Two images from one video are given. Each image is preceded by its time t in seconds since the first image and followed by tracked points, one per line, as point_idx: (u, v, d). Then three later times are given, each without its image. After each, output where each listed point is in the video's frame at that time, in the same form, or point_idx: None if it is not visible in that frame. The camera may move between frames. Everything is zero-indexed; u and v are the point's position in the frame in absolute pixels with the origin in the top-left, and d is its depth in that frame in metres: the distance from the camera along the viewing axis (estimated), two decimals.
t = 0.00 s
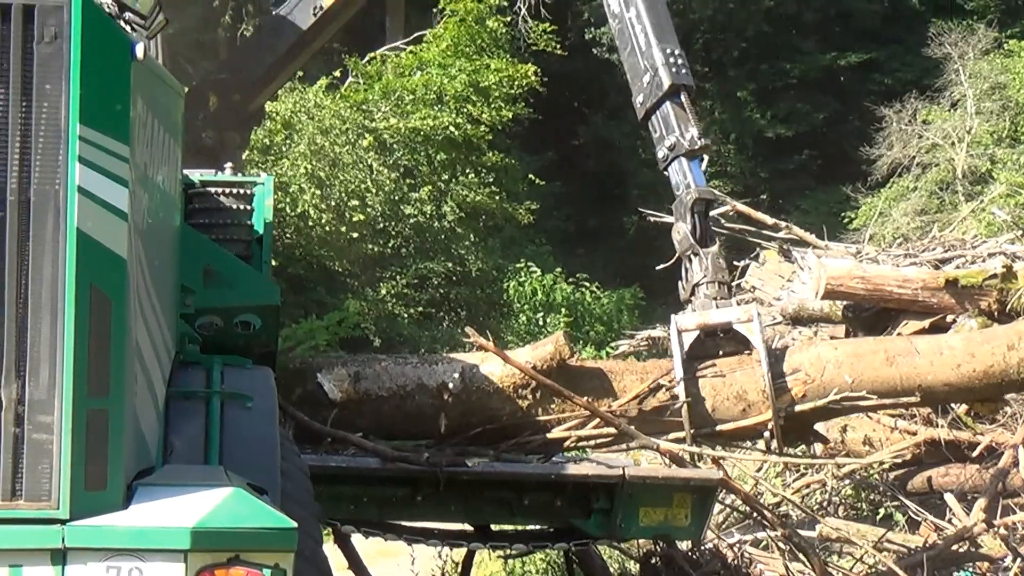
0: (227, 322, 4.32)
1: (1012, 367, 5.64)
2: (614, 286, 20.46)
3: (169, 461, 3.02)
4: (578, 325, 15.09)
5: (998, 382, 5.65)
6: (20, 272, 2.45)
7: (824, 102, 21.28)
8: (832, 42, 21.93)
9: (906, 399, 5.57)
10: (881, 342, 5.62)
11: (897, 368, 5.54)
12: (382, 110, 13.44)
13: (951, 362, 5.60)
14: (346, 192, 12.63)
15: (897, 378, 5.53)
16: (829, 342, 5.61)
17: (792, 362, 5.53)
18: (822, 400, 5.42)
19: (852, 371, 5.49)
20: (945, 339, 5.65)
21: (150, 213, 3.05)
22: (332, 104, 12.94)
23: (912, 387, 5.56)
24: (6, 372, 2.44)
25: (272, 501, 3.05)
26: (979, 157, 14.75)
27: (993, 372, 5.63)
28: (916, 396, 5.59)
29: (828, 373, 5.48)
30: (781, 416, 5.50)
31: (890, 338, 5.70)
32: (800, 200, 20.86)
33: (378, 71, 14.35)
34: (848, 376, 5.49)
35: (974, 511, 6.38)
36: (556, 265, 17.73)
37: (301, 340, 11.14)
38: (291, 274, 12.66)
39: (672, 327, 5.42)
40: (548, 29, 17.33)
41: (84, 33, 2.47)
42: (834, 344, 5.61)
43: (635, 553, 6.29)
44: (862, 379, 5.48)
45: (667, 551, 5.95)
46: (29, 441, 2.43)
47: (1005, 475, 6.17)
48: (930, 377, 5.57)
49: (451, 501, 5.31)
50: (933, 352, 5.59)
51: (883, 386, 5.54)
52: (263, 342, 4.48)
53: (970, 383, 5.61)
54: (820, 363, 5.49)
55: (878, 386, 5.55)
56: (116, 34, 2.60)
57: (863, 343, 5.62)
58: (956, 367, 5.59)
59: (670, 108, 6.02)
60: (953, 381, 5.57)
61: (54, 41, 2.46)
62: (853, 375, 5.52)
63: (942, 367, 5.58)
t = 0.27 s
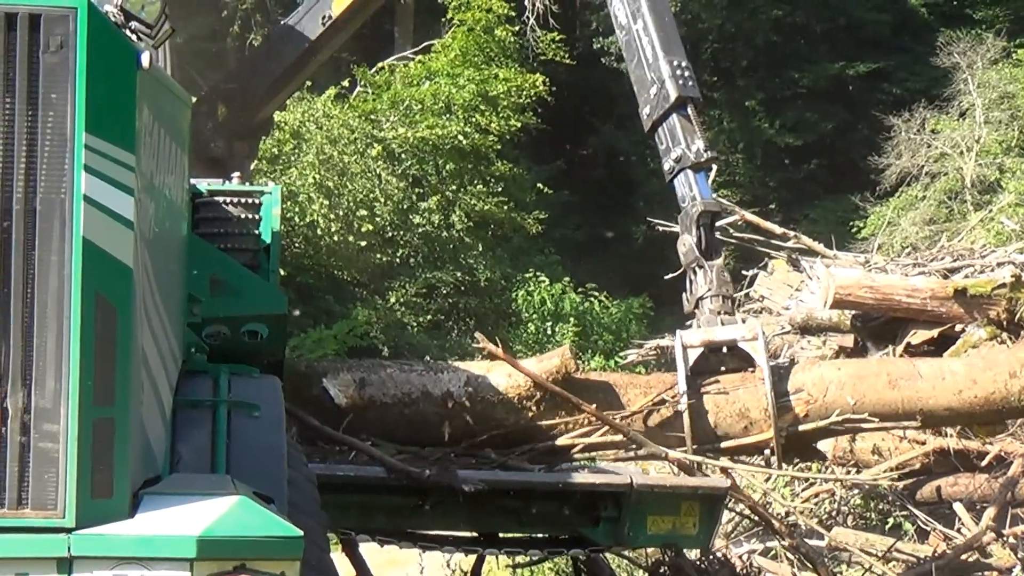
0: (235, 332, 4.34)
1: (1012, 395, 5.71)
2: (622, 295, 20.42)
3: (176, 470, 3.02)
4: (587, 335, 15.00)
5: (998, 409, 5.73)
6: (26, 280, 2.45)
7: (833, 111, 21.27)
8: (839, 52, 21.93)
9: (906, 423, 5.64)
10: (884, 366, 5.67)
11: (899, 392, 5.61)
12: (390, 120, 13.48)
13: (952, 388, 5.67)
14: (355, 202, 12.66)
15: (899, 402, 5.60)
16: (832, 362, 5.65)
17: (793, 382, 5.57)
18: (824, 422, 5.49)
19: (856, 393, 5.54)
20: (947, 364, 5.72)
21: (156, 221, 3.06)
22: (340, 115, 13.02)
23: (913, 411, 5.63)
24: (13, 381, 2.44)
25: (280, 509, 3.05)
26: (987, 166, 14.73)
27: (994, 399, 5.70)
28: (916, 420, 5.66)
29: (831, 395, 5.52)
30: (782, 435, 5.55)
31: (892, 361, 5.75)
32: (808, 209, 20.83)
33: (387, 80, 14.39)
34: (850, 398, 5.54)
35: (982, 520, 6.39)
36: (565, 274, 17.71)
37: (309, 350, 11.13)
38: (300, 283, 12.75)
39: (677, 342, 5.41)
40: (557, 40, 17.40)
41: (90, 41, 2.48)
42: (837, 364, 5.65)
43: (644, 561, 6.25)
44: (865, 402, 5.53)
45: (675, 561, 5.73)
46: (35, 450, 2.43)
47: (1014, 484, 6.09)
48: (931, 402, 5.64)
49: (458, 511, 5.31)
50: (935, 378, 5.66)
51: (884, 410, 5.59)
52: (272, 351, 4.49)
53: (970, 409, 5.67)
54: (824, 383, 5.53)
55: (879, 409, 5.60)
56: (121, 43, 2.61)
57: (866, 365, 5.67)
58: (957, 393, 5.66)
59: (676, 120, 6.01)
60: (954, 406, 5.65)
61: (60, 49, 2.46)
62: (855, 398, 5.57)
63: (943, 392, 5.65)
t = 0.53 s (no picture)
0: (247, 335, 4.35)
1: (1009, 428, 5.69)
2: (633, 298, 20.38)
3: (189, 473, 3.03)
4: (599, 339, 14.97)
5: (993, 441, 5.70)
6: (40, 284, 2.46)
7: (843, 114, 21.22)
8: (850, 54, 21.90)
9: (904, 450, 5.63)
10: (883, 393, 5.65)
11: (898, 420, 5.58)
12: (401, 123, 13.49)
13: (949, 419, 5.64)
14: (366, 206, 12.67)
15: (897, 430, 5.57)
16: (832, 386, 5.64)
17: (793, 403, 5.56)
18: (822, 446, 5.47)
19: (855, 419, 5.53)
20: (945, 395, 5.68)
21: (170, 225, 3.07)
22: (351, 118, 13.06)
23: (911, 440, 5.60)
24: (28, 384, 2.44)
25: (292, 512, 3.05)
26: (999, 168, 14.69)
27: (990, 432, 5.68)
28: (913, 448, 5.64)
29: (830, 420, 5.51)
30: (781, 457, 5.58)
31: (891, 387, 5.73)
32: (820, 212, 20.78)
33: (397, 84, 14.39)
34: (848, 424, 5.53)
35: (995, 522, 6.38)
36: (576, 277, 17.69)
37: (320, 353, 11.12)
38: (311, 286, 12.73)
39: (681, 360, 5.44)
40: (567, 42, 17.40)
41: (103, 45, 2.49)
42: (836, 389, 5.64)
43: (655, 564, 6.20)
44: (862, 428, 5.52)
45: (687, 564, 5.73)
46: (50, 452, 2.44)
47: None
48: (929, 431, 5.62)
49: (468, 516, 5.32)
50: (933, 408, 5.63)
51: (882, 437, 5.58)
52: (284, 354, 4.51)
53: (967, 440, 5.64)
54: (824, 408, 5.52)
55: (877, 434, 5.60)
56: (134, 45, 2.62)
57: (865, 391, 5.65)
58: (955, 423, 5.63)
59: (683, 131, 6.14)
60: (951, 436, 5.62)
61: (73, 53, 2.47)
62: (854, 423, 5.56)
63: (941, 422, 5.62)
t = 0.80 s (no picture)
0: (261, 339, 4.35)
1: (1009, 434, 5.66)
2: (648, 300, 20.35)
3: (204, 477, 3.03)
4: (612, 341, 14.95)
5: (994, 447, 5.68)
6: (56, 289, 2.46)
7: (856, 115, 21.17)
8: (863, 56, 21.83)
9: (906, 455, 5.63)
10: (885, 398, 5.63)
11: (900, 426, 5.57)
12: (415, 126, 13.50)
13: (951, 424, 5.63)
14: (380, 209, 12.69)
15: (899, 436, 5.56)
16: (835, 391, 5.62)
17: (795, 408, 5.54)
18: (825, 451, 5.48)
19: (857, 425, 5.53)
20: (947, 400, 5.67)
21: (184, 229, 3.07)
22: (365, 121, 13.05)
23: (912, 445, 5.60)
24: (43, 388, 2.44)
25: (307, 517, 3.04)
26: (1013, 170, 14.62)
27: (991, 437, 5.65)
28: (915, 453, 5.63)
29: (832, 425, 5.51)
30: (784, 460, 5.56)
31: (893, 392, 5.71)
32: (833, 214, 20.72)
33: (410, 87, 14.40)
34: (850, 430, 5.52)
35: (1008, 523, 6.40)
36: (589, 280, 17.67)
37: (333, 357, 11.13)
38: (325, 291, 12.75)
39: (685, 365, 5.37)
40: (580, 45, 17.41)
41: (118, 49, 2.50)
42: (839, 393, 5.62)
43: (671, 567, 6.15)
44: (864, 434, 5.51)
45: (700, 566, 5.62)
46: (65, 457, 2.44)
47: None
48: (931, 436, 5.61)
49: (488, 519, 5.30)
50: (934, 414, 5.61)
51: (883, 442, 5.58)
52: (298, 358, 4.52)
53: (968, 446, 5.62)
54: (826, 414, 5.50)
55: (879, 440, 5.59)
56: (149, 50, 2.62)
57: (867, 396, 5.64)
58: (956, 429, 5.61)
59: (687, 130, 5.98)
60: (953, 442, 5.60)
61: (89, 58, 2.48)
62: (856, 428, 5.55)
63: (943, 428, 5.61)
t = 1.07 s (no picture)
0: (272, 340, 4.37)
1: (1019, 413, 5.71)
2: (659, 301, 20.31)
3: (214, 478, 3.04)
4: (623, 342, 14.94)
5: (1004, 426, 5.73)
6: (66, 292, 2.47)
7: (867, 115, 21.11)
8: (874, 56, 21.77)
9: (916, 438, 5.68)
10: (894, 381, 5.70)
11: (909, 408, 5.63)
12: (426, 127, 13.52)
13: (960, 404, 5.68)
14: (391, 211, 12.70)
15: (908, 418, 5.62)
16: (843, 375, 5.69)
17: (803, 394, 5.61)
18: (834, 435, 5.53)
19: (866, 408, 5.58)
20: (955, 381, 5.73)
21: (193, 231, 3.07)
22: (375, 123, 13.08)
23: (922, 426, 5.65)
24: (53, 391, 2.45)
25: (318, 518, 3.04)
26: None
27: (1001, 416, 5.70)
28: (925, 435, 5.69)
29: (841, 409, 5.57)
30: (792, 447, 5.61)
31: (901, 375, 5.78)
32: (844, 214, 20.68)
33: (421, 88, 14.43)
34: (860, 413, 5.58)
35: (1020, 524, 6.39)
36: (600, 281, 17.66)
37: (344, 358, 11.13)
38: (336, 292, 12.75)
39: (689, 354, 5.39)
40: (590, 46, 17.40)
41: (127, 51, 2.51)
42: (847, 377, 5.69)
43: (682, 567, 6.14)
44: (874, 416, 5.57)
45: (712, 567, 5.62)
46: (75, 459, 2.45)
47: None
48: (941, 418, 5.67)
49: (499, 518, 5.29)
50: (944, 395, 5.67)
51: (894, 424, 5.63)
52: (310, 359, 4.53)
53: (978, 425, 5.68)
54: (835, 398, 5.57)
55: (888, 423, 5.64)
56: (157, 52, 2.63)
57: (875, 380, 5.71)
58: (966, 410, 5.67)
59: (690, 119, 5.93)
60: (962, 423, 5.66)
61: (97, 61, 2.48)
62: (865, 412, 5.61)
63: (952, 409, 5.67)
